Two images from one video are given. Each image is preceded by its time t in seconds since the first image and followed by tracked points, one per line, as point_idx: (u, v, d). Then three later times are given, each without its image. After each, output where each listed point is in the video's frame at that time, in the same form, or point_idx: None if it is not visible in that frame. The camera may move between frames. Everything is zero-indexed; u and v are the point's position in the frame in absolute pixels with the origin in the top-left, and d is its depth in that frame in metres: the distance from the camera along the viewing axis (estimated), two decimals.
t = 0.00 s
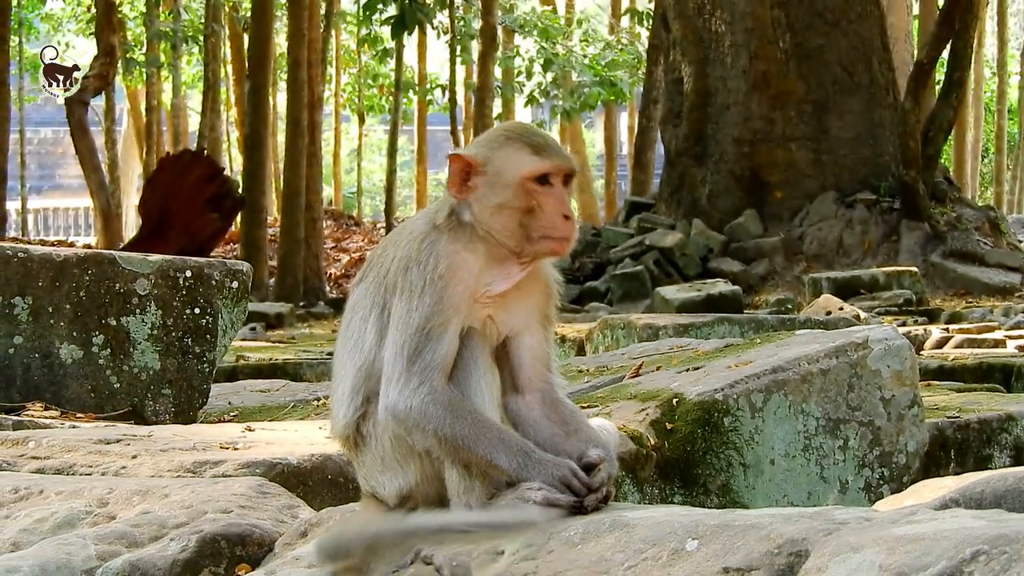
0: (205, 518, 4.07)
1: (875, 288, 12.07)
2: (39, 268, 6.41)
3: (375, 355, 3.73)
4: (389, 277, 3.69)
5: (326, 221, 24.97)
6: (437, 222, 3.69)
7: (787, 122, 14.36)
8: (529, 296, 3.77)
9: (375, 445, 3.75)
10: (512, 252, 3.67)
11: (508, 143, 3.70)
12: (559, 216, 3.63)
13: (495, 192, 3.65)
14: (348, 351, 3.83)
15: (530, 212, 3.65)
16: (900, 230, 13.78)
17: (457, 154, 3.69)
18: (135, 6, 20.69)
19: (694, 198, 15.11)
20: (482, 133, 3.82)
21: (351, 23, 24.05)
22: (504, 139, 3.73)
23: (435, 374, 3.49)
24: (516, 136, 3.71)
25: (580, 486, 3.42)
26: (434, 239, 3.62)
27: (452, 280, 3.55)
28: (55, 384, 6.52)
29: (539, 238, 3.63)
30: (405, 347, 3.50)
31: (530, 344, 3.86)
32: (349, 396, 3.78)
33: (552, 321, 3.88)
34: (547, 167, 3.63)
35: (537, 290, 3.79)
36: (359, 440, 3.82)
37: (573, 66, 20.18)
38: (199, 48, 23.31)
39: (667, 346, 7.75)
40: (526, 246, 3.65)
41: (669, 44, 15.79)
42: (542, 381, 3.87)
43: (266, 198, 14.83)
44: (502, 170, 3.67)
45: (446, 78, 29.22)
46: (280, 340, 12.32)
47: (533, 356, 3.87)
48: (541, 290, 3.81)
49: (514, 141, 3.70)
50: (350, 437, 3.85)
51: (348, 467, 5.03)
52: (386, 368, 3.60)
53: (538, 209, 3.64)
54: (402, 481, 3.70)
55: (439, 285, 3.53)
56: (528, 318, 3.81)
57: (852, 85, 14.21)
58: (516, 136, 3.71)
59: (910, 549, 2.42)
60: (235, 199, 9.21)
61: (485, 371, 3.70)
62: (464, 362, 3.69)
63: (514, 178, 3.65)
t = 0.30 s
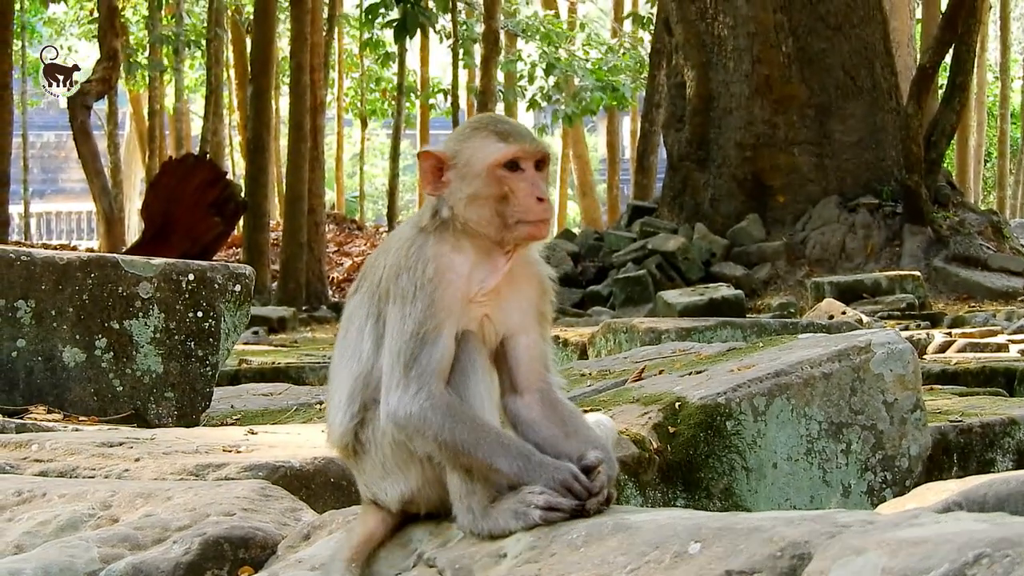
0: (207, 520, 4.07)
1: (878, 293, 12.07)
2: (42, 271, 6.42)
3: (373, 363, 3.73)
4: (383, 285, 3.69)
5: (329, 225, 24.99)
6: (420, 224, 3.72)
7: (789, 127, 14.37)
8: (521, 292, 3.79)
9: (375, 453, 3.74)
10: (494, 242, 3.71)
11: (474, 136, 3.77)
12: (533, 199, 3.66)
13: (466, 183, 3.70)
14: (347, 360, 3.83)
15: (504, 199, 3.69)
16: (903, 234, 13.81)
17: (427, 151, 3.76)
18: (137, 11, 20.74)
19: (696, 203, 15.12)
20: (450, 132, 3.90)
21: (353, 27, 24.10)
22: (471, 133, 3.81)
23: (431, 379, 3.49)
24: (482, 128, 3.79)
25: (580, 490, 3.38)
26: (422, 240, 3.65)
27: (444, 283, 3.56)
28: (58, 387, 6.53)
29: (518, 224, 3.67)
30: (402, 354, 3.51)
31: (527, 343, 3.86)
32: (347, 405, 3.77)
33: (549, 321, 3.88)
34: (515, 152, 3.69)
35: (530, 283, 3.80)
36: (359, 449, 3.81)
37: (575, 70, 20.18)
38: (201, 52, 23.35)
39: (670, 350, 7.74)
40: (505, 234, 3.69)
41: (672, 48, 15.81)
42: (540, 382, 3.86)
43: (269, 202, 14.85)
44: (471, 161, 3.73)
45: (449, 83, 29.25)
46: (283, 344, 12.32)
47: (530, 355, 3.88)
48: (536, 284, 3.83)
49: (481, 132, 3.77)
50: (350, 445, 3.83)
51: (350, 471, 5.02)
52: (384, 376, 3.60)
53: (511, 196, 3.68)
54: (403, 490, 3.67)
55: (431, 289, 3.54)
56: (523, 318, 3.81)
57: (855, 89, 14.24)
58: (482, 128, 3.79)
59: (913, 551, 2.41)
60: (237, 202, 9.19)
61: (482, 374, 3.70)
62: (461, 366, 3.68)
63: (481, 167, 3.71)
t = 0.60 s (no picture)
0: (211, 527, 4.07)
1: (881, 298, 12.06)
2: (45, 278, 6.43)
3: (376, 368, 3.74)
4: (385, 290, 3.69)
5: (332, 231, 25.02)
6: (417, 225, 3.73)
7: (792, 132, 14.38)
8: (523, 290, 3.79)
9: (375, 462, 3.72)
10: (488, 237, 3.71)
11: (461, 133, 3.79)
12: (523, 189, 3.66)
13: (456, 177, 3.71)
14: (351, 367, 3.83)
15: (494, 191, 3.69)
16: (906, 239, 13.72)
17: (416, 150, 3.77)
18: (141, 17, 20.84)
19: (699, 209, 15.12)
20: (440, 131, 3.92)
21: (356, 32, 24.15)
22: (459, 130, 3.83)
23: (435, 381, 3.49)
24: (469, 124, 3.81)
25: (583, 496, 3.36)
26: (420, 242, 3.66)
27: (445, 283, 3.57)
28: (61, 393, 6.53)
29: (510, 215, 3.67)
30: (405, 357, 3.51)
31: (531, 346, 3.86)
32: (350, 410, 3.76)
33: (552, 323, 3.88)
34: (501, 144, 3.71)
35: (532, 280, 3.79)
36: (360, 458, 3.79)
37: (578, 76, 20.28)
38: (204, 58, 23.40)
39: (672, 356, 7.75)
40: (498, 226, 3.70)
41: (675, 54, 15.85)
42: (542, 385, 3.86)
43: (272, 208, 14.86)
44: (459, 155, 3.75)
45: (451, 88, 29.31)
46: (285, 350, 12.31)
47: (533, 357, 3.86)
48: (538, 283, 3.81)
49: (469, 129, 3.79)
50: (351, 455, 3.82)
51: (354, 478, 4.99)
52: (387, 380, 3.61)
53: (500, 186, 3.68)
54: (404, 497, 3.65)
55: (432, 290, 3.55)
56: (525, 321, 3.81)
57: (857, 94, 14.30)
58: (470, 124, 3.81)
59: (915, 557, 2.41)
60: (239, 209, 9.23)
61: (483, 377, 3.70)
62: (463, 369, 3.68)
63: (469, 159, 3.72)
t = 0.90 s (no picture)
0: (215, 534, 4.07)
1: (886, 304, 12.06)
2: (49, 285, 6.41)
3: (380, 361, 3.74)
4: (385, 280, 3.70)
5: (336, 238, 25.05)
6: (403, 204, 3.76)
7: (796, 138, 14.39)
8: (514, 270, 3.80)
9: (378, 467, 3.71)
10: (471, 209, 3.75)
11: (441, 105, 3.85)
12: (506, 157, 3.70)
13: (437, 149, 3.76)
14: (355, 363, 3.83)
15: (476, 161, 3.72)
16: (910, 244, 13.74)
17: (394, 123, 3.81)
18: (146, 23, 20.89)
19: (703, 214, 15.10)
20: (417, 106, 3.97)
21: (360, 38, 24.19)
22: (437, 103, 3.88)
23: (436, 367, 3.49)
24: (447, 96, 3.87)
25: (584, 502, 3.36)
26: (410, 223, 3.68)
27: (441, 263, 3.58)
28: (65, 400, 6.55)
29: (494, 185, 3.71)
30: (405, 342, 3.52)
31: (530, 333, 3.85)
32: (355, 408, 3.76)
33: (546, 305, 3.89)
34: (483, 114, 3.76)
35: (523, 257, 3.81)
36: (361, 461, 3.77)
37: (583, 81, 20.26)
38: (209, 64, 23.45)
39: (677, 361, 7.73)
40: (481, 196, 3.73)
41: (679, 59, 15.85)
42: (540, 373, 3.86)
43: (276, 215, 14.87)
44: (440, 127, 3.79)
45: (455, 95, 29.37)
46: (291, 356, 12.31)
47: (530, 349, 3.86)
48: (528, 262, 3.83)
49: (448, 101, 3.84)
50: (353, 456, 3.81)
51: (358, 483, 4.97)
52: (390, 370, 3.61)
53: (483, 156, 3.72)
54: (408, 503, 3.65)
55: (428, 270, 3.56)
56: (521, 305, 3.82)
57: (861, 100, 14.35)
58: (449, 96, 3.86)
59: (919, 562, 2.41)
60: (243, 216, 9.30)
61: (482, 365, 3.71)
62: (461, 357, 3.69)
63: (451, 129, 3.77)
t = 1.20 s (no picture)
0: (218, 539, 4.07)
1: (890, 308, 12.06)
2: (52, 291, 6.44)
3: (378, 375, 3.73)
4: (387, 296, 3.69)
5: (340, 242, 25.07)
6: (423, 229, 3.69)
7: (800, 142, 14.42)
8: (522, 293, 3.79)
9: (379, 475, 3.71)
10: (495, 245, 3.67)
11: (483, 136, 3.75)
12: (543, 203, 3.63)
13: (476, 183, 3.68)
14: (353, 375, 3.82)
15: (513, 201, 3.65)
16: (914, 248, 13.67)
17: (433, 148, 3.71)
18: (150, 28, 20.94)
19: (708, 218, 15.09)
20: (454, 128, 3.86)
21: (364, 42, 24.24)
22: (479, 133, 3.78)
23: (439, 385, 3.49)
24: (491, 129, 3.76)
25: (588, 508, 3.35)
26: (425, 247, 3.64)
27: (447, 285, 3.57)
28: (69, 405, 6.55)
29: (525, 227, 3.63)
30: (408, 361, 3.51)
31: (530, 347, 3.86)
32: (353, 419, 3.75)
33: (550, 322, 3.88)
34: (528, 155, 3.67)
35: (532, 280, 3.79)
36: (361, 469, 3.77)
37: (587, 86, 20.29)
38: (213, 69, 23.49)
39: (681, 365, 7.73)
40: (511, 236, 3.65)
41: (683, 64, 15.86)
42: (541, 387, 3.86)
43: (280, 220, 14.89)
44: (482, 161, 3.70)
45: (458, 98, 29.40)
46: (294, 361, 12.30)
47: (532, 362, 3.87)
48: (535, 286, 3.81)
49: (491, 133, 3.75)
50: (353, 464, 3.80)
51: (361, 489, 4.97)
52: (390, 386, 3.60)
53: (521, 197, 3.64)
54: (410, 511, 3.64)
55: (435, 293, 3.54)
56: (524, 324, 3.82)
57: (866, 104, 14.34)
58: (492, 129, 3.77)
59: (922, 566, 2.40)
60: (247, 219, 9.30)
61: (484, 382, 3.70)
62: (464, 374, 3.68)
63: (493, 166, 3.68)
